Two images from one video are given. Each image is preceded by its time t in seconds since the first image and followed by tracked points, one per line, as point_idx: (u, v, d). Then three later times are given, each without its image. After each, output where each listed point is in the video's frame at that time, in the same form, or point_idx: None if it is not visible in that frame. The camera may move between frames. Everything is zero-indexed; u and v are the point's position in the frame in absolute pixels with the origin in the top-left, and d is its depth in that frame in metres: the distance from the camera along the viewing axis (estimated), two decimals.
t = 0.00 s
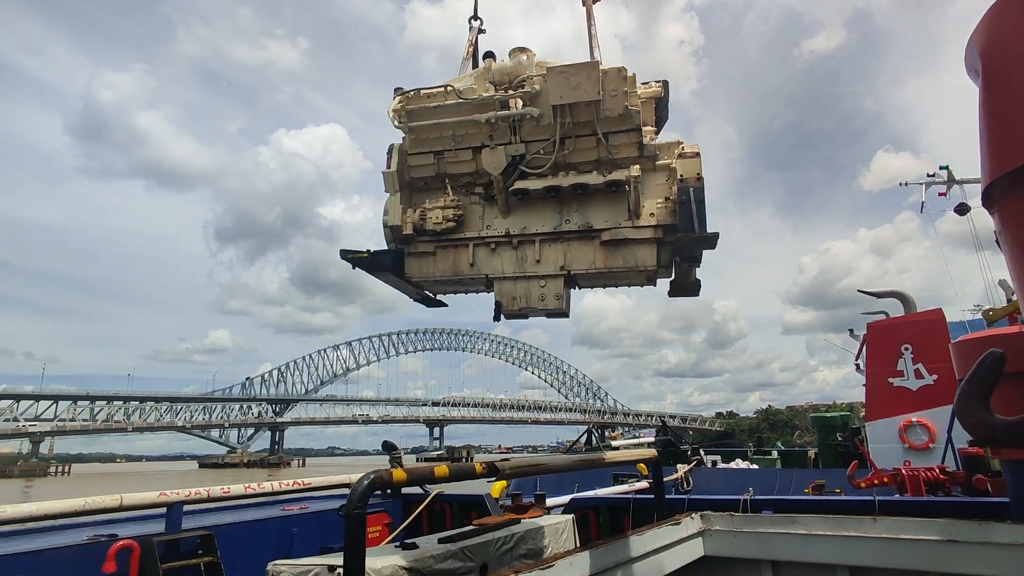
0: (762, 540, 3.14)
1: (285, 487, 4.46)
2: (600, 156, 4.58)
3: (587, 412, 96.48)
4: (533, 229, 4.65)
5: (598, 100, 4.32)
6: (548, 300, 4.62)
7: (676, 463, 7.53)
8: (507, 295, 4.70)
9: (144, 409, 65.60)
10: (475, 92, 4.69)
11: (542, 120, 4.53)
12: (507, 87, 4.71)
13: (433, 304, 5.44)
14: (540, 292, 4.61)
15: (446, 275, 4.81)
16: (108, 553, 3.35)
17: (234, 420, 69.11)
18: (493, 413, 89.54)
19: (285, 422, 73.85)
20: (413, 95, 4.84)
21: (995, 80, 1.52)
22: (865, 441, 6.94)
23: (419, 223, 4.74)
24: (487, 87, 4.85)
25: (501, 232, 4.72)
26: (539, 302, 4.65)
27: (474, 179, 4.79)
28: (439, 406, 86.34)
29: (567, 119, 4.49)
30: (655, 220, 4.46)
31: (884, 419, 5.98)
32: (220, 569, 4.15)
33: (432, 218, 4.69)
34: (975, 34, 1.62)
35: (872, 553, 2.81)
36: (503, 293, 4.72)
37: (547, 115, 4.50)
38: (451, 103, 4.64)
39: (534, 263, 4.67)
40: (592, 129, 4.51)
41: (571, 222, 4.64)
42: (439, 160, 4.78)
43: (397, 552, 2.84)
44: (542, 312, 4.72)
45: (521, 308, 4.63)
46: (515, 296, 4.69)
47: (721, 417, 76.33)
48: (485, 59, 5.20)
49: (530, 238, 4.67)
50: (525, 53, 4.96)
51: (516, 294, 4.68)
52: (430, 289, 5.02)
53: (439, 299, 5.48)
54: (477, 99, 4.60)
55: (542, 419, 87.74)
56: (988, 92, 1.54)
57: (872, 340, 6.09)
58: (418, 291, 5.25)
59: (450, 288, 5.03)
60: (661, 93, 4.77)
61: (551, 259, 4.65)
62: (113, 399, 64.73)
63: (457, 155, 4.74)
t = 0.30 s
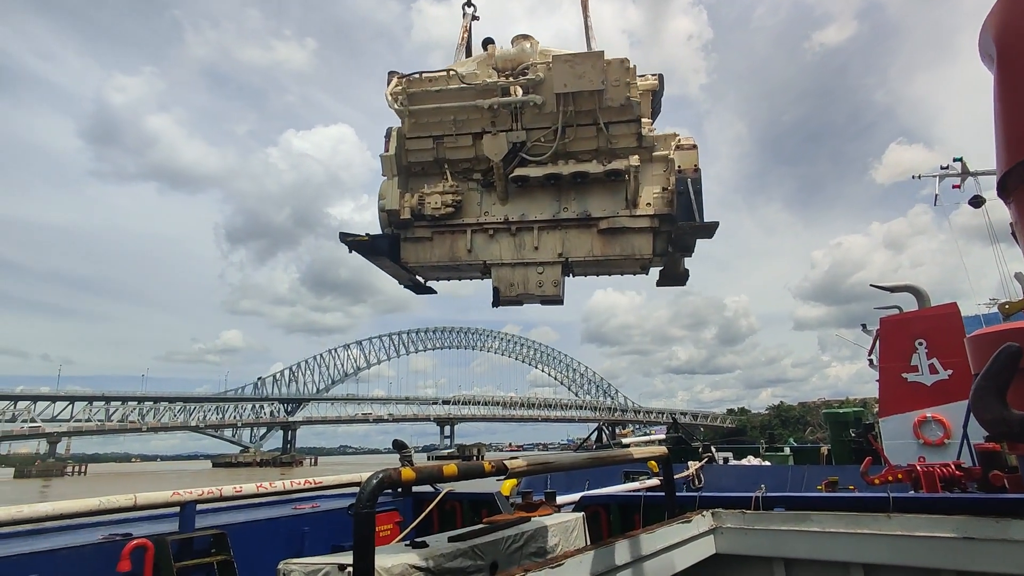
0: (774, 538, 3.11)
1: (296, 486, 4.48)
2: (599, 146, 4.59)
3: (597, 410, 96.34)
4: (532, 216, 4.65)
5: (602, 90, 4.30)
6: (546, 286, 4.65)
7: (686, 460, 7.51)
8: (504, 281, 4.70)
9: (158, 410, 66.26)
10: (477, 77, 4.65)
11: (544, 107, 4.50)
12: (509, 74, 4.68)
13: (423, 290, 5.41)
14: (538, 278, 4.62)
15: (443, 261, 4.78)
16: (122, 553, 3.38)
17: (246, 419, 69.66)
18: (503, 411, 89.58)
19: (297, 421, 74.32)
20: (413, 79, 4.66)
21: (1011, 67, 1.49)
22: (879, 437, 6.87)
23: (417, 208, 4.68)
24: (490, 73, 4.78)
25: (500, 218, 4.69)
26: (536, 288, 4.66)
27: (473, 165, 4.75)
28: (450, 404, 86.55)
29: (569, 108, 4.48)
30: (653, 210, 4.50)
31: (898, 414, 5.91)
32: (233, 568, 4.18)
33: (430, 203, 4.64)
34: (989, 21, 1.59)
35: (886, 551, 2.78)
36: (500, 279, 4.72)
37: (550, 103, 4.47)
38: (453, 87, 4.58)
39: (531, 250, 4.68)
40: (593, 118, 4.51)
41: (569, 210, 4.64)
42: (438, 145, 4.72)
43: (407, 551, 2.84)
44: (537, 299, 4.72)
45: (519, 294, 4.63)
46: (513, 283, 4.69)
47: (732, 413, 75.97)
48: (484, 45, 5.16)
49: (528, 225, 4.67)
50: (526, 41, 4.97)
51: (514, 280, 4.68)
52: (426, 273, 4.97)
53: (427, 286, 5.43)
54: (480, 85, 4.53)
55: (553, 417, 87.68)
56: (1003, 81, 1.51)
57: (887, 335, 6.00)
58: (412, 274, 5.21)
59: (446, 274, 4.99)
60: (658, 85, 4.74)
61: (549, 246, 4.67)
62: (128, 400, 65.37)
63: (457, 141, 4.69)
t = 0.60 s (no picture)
0: (787, 535, 3.10)
1: (309, 485, 4.51)
2: (599, 138, 4.56)
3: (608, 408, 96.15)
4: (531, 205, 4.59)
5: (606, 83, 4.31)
6: (544, 275, 4.60)
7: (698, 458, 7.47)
8: (502, 269, 4.63)
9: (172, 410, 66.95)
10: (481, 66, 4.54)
11: (547, 99, 4.47)
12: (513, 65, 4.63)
13: (414, 275, 5.37)
14: (536, 267, 4.57)
15: (441, 248, 4.66)
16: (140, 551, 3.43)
17: (259, 420, 70.19)
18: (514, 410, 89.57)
19: (309, 421, 74.78)
20: (416, 65, 4.51)
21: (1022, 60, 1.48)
22: (893, 434, 6.81)
23: (417, 193, 4.52)
24: (494, 61, 4.78)
25: (499, 207, 4.61)
26: (534, 277, 4.60)
27: (473, 153, 4.63)
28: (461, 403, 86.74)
29: (571, 100, 4.46)
30: (649, 202, 4.50)
31: (912, 410, 5.86)
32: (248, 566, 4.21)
33: (430, 189, 4.49)
34: (999, 15, 1.57)
35: (901, 548, 2.76)
36: (498, 267, 4.66)
37: (552, 95, 4.44)
38: (458, 75, 4.45)
39: (529, 239, 4.62)
40: (594, 111, 4.49)
41: (567, 200, 4.61)
42: (438, 132, 4.56)
43: (419, 549, 2.86)
44: (533, 288, 4.69)
45: (517, 282, 4.57)
46: (511, 271, 4.64)
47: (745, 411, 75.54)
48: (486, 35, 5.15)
49: (527, 214, 4.60)
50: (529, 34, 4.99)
51: (512, 268, 4.62)
52: (423, 261, 4.84)
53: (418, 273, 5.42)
54: (484, 74, 4.43)
55: (564, 415, 87.56)
56: (1014, 75, 1.50)
57: (901, 331, 5.96)
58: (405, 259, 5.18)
59: (442, 261, 4.87)
60: (653, 82, 4.75)
61: (547, 235, 4.62)
62: (143, 401, 66.02)
63: (458, 128, 4.55)
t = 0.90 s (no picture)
0: (805, 533, 3.07)
1: (326, 485, 4.53)
2: (597, 129, 4.59)
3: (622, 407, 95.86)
4: (529, 192, 4.63)
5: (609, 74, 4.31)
6: (540, 260, 4.63)
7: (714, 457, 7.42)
8: (499, 253, 4.64)
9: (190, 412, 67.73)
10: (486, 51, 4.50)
11: (549, 88, 4.45)
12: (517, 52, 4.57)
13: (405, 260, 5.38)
14: (533, 251, 4.60)
15: (439, 231, 4.65)
16: (161, 551, 3.46)
17: (275, 420, 70.79)
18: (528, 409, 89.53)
19: (324, 422, 75.29)
20: (421, 47, 4.44)
21: None
22: (913, 431, 6.71)
23: (417, 174, 4.49)
24: (499, 47, 4.77)
25: (497, 192, 4.63)
26: (530, 261, 4.63)
27: (473, 138, 4.62)
28: (474, 403, 86.90)
29: (573, 89, 4.44)
30: (642, 191, 4.62)
31: (932, 406, 5.78)
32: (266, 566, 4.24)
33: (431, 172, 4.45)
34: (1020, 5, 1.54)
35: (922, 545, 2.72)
36: (494, 252, 4.66)
37: (555, 83, 4.42)
38: (462, 60, 4.41)
39: (526, 224, 4.65)
40: (594, 101, 4.50)
41: (565, 188, 4.66)
42: (440, 116, 4.51)
43: (436, 547, 2.86)
44: (527, 273, 4.73)
45: (514, 266, 4.59)
46: (508, 255, 4.64)
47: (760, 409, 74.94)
48: (487, 20, 5.11)
49: (525, 200, 4.63)
50: (533, 23, 5.00)
51: (509, 252, 4.63)
52: (420, 243, 4.82)
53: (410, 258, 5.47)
54: (488, 60, 4.40)
55: (577, 414, 87.37)
56: None
57: (920, 326, 5.89)
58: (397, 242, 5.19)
59: (438, 245, 4.86)
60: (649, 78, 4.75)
61: (544, 221, 4.66)
62: (161, 402, 66.79)
63: (459, 113, 4.51)
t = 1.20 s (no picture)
0: (825, 535, 3.03)
1: (342, 489, 4.55)
2: (595, 127, 4.67)
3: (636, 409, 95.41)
4: (528, 187, 4.68)
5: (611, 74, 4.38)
6: (538, 253, 4.63)
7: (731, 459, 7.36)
8: (498, 247, 4.62)
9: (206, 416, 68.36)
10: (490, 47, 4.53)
11: (551, 85, 4.51)
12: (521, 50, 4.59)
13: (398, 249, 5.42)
14: (530, 246, 4.61)
15: (438, 223, 4.64)
16: (180, 555, 3.48)
17: (290, 425, 71.24)
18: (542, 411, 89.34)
19: (339, 426, 75.65)
20: (426, 39, 4.45)
21: None
22: (934, 431, 6.61)
23: (418, 165, 4.45)
24: (504, 44, 4.82)
25: (497, 185, 4.65)
26: (527, 255, 4.65)
27: (474, 132, 4.65)
28: (488, 405, 86.92)
29: (574, 87, 4.50)
30: (638, 189, 4.73)
31: (953, 406, 5.68)
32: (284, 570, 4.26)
33: (431, 163, 4.45)
34: None
35: (945, 547, 2.67)
36: (492, 245, 4.64)
37: (556, 81, 4.48)
38: (468, 54, 4.43)
39: (525, 219, 4.67)
40: (594, 101, 4.57)
41: (563, 184, 4.72)
42: (442, 108, 4.53)
43: (452, 551, 2.86)
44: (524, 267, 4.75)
45: (512, 259, 4.57)
46: (506, 249, 4.64)
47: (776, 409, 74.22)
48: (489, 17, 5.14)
49: (524, 195, 4.67)
50: (535, 22, 5.05)
51: (507, 246, 4.63)
52: (417, 234, 4.79)
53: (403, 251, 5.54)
54: (493, 56, 4.44)
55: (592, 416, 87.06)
56: None
57: (940, 325, 5.82)
58: (392, 232, 5.22)
59: (435, 236, 4.86)
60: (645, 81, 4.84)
61: (542, 216, 4.70)
62: (178, 408, 67.47)
63: (461, 107, 4.53)
